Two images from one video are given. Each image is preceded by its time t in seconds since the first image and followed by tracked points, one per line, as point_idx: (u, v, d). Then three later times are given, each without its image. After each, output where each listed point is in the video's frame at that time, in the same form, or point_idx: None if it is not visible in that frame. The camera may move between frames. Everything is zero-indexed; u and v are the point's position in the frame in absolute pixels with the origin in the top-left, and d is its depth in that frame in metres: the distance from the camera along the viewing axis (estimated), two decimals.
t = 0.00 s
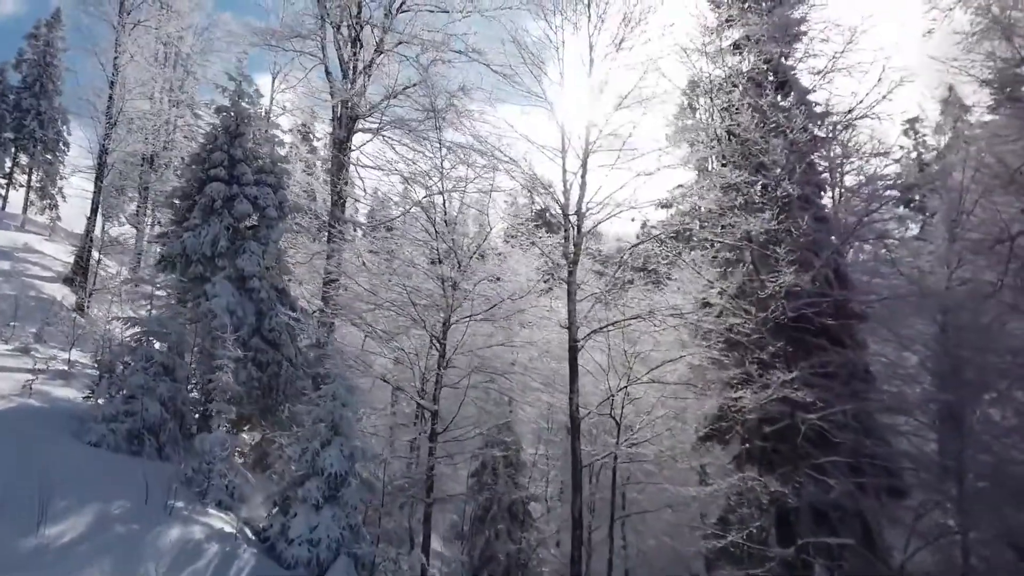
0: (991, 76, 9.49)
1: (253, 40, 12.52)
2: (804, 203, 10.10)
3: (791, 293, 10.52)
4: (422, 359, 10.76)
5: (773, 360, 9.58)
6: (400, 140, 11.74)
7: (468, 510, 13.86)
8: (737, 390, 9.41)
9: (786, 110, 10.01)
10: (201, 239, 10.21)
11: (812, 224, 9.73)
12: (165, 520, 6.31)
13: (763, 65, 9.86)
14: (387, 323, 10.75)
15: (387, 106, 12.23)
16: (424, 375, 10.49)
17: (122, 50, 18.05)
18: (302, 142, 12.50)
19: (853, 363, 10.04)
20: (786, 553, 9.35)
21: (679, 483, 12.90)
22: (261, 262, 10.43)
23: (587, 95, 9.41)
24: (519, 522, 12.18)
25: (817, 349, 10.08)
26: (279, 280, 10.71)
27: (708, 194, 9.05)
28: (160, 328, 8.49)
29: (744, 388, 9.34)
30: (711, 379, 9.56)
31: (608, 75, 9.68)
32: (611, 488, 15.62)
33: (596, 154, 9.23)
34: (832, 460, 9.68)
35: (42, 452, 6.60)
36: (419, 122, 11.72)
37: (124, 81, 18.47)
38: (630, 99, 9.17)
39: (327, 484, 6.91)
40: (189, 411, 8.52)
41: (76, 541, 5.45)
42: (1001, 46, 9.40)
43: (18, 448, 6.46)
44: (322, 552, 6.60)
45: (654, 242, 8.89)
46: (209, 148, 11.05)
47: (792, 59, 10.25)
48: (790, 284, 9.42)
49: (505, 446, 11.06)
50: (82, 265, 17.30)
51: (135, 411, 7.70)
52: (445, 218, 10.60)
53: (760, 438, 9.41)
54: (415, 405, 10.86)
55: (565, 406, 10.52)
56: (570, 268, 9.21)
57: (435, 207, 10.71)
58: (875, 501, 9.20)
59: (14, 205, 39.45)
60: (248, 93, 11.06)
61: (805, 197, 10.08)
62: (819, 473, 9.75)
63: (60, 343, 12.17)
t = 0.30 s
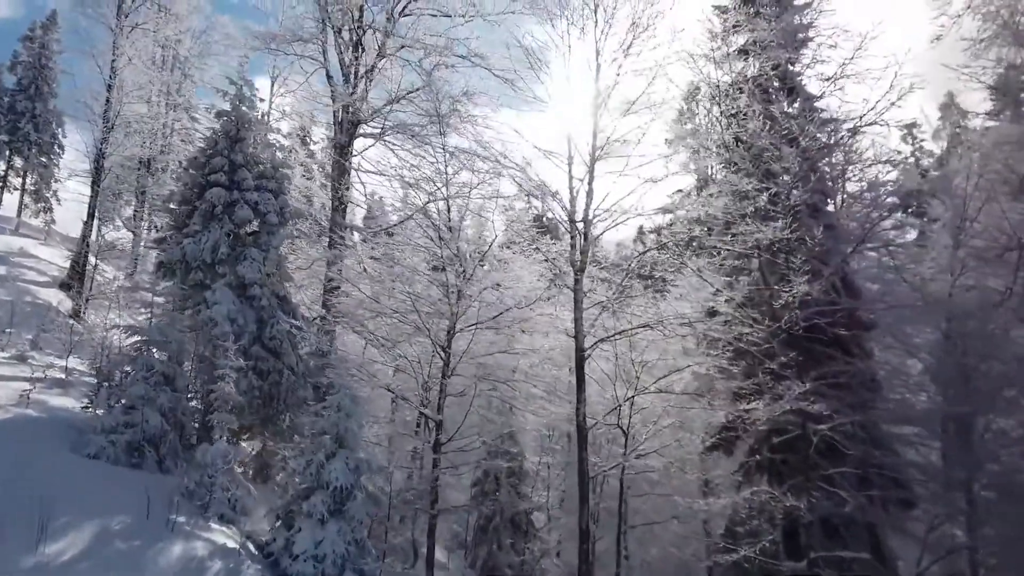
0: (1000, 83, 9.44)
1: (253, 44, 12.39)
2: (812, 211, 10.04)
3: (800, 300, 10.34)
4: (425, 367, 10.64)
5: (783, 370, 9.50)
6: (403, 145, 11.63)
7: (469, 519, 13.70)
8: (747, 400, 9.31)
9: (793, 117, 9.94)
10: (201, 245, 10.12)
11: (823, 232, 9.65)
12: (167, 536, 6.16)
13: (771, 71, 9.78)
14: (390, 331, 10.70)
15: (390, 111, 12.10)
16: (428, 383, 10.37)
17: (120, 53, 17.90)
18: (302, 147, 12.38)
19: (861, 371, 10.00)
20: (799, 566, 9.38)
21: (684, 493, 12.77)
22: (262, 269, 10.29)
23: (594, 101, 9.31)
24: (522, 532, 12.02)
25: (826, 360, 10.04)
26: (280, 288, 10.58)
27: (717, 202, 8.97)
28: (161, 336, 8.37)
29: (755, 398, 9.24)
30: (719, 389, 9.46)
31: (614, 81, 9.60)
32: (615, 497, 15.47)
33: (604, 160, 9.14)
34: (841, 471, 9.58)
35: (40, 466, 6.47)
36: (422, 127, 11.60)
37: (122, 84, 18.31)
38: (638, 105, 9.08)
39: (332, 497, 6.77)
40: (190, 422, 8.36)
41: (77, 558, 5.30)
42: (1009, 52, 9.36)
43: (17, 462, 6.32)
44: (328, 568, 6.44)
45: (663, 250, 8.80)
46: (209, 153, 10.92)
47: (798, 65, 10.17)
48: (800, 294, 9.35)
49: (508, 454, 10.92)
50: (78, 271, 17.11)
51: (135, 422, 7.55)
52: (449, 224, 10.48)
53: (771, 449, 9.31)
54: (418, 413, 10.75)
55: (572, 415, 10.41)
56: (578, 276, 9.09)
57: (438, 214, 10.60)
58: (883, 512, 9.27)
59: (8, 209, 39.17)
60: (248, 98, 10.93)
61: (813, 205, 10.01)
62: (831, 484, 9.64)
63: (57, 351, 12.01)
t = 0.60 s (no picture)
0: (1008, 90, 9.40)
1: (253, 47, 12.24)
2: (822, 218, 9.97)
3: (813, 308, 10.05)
4: (430, 376, 10.50)
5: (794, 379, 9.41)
6: (406, 151, 11.51)
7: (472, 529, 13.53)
8: (758, 410, 9.20)
9: (800, 123, 9.88)
10: (201, 252, 9.96)
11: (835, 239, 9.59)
12: (170, 553, 6.01)
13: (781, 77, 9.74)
14: (394, 338, 10.62)
15: (394, 116, 11.98)
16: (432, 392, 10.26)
17: (117, 56, 17.70)
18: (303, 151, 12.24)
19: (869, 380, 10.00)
20: None
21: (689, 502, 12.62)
22: (264, 276, 10.13)
23: (601, 106, 9.20)
24: (526, 542, 11.86)
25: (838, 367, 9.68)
26: (281, 295, 10.43)
27: (726, 208, 8.88)
28: (162, 346, 8.20)
29: (767, 408, 9.13)
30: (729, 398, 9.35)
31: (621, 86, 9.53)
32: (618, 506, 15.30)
33: (612, 167, 9.03)
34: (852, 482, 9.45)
35: (39, 481, 6.31)
36: (426, 132, 11.47)
37: (119, 87, 18.11)
38: (646, 111, 9.00)
39: (339, 512, 6.62)
40: (190, 433, 8.19)
41: None
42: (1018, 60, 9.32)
43: (15, 476, 6.16)
44: None
45: (673, 259, 8.69)
46: (209, 158, 10.76)
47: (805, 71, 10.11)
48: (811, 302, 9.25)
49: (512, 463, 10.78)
50: (75, 276, 16.89)
51: (136, 434, 7.39)
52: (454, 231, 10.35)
53: (783, 459, 9.19)
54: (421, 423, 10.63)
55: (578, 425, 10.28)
56: (586, 285, 8.97)
57: (443, 220, 10.47)
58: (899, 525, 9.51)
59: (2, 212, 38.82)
60: (249, 102, 10.78)
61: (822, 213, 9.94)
62: (841, 496, 9.43)
63: (53, 358, 11.82)
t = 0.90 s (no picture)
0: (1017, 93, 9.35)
1: (254, 46, 12.11)
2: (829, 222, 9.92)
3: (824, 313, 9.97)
4: (435, 380, 10.40)
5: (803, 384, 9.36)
6: (408, 152, 11.39)
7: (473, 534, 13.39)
8: (767, 415, 9.13)
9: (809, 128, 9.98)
10: (202, 254, 9.82)
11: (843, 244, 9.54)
12: (173, 566, 5.88)
13: (787, 80, 9.86)
14: (397, 343, 10.51)
15: (396, 116, 11.84)
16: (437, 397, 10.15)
17: (114, 55, 17.51)
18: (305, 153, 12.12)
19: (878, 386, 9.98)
20: None
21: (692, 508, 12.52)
22: (265, 279, 9.98)
23: (609, 108, 9.09)
24: (530, 548, 11.74)
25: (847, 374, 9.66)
26: (283, 298, 10.28)
27: (734, 212, 8.80)
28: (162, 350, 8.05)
29: (777, 413, 9.06)
30: (737, 403, 9.27)
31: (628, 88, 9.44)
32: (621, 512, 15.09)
33: (620, 169, 8.94)
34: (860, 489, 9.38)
35: (39, 490, 6.18)
36: (429, 134, 11.35)
37: (116, 86, 17.91)
38: (654, 113, 8.92)
39: (345, 522, 6.50)
40: (191, 439, 8.04)
41: None
42: None
43: (15, 485, 6.02)
44: None
45: (680, 263, 8.65)
46: (210, 159, 10.61)
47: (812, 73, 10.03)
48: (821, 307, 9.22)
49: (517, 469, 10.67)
50: (70, 278, 16.67)
51: (136, 441, 7.24)
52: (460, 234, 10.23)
53: (792, 466, 9.12)
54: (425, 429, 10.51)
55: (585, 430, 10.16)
56: (593, 289, 8.86)
57: (447, 222, 10.36)
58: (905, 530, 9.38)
59: None
60: (250, 102, 10.64)
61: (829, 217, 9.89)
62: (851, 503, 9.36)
63: (50, 362, 11.64)
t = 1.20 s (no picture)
0: None
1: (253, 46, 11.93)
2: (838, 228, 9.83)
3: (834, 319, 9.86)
4: (439, 386, 10.26)
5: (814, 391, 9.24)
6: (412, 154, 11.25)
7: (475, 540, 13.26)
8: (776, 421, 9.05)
9: (817, 130, 9.74)
10: (202, 258, 9.66)
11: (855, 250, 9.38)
12: None
13: (797, 82, 9.69)
14: (400, 347, 10.38)
15: (399, 118, 11.69)
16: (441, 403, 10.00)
17: (111, 54, 17.28)
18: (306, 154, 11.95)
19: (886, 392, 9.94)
20: None
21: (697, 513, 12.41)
22: (266, 283, 9.82)
23: (618, 111, 8.96)
24: (534, 555, 11.62)
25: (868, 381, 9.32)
26: (284, 302, 10.11)
27: (745, 217, 8.68)
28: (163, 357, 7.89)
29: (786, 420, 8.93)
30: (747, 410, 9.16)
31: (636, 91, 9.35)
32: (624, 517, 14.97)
33: (628, 173, 8.82)
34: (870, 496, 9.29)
35: (39, 504, 6.06)
36: (432, 135, 11.20)
37: (113, 86, 17.67)
38: (663, 115, 8.81)
39: (353, 536, 6.37)
40: (193, 448, 7.90)
41: None
42: None
43: (15, 499, 5.90)
44: None
45: (689, 268, 8.53)
46: (210, 161, 10.44)
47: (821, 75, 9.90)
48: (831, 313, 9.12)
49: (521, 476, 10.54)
50: (66, 280, 16.43)
51: (137, 451, 7.14)
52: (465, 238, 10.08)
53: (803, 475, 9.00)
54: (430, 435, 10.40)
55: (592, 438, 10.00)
56: (601, 294, 8.74)
57: (451, 226, 10.24)
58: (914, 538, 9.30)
59: None
60: (251, 103, 10.48)
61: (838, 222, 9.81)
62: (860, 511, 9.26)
63: (47, 367, 11.46)
